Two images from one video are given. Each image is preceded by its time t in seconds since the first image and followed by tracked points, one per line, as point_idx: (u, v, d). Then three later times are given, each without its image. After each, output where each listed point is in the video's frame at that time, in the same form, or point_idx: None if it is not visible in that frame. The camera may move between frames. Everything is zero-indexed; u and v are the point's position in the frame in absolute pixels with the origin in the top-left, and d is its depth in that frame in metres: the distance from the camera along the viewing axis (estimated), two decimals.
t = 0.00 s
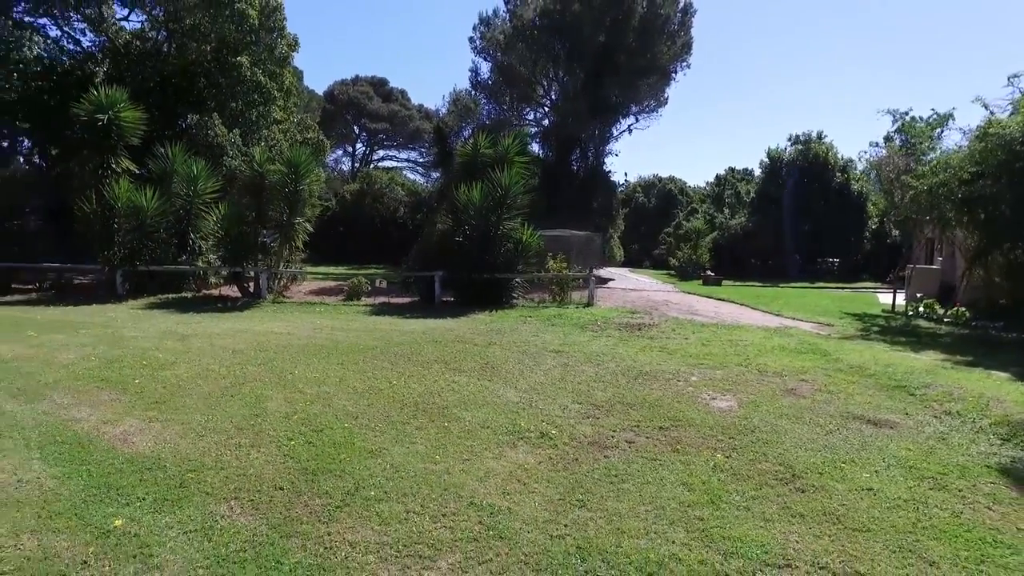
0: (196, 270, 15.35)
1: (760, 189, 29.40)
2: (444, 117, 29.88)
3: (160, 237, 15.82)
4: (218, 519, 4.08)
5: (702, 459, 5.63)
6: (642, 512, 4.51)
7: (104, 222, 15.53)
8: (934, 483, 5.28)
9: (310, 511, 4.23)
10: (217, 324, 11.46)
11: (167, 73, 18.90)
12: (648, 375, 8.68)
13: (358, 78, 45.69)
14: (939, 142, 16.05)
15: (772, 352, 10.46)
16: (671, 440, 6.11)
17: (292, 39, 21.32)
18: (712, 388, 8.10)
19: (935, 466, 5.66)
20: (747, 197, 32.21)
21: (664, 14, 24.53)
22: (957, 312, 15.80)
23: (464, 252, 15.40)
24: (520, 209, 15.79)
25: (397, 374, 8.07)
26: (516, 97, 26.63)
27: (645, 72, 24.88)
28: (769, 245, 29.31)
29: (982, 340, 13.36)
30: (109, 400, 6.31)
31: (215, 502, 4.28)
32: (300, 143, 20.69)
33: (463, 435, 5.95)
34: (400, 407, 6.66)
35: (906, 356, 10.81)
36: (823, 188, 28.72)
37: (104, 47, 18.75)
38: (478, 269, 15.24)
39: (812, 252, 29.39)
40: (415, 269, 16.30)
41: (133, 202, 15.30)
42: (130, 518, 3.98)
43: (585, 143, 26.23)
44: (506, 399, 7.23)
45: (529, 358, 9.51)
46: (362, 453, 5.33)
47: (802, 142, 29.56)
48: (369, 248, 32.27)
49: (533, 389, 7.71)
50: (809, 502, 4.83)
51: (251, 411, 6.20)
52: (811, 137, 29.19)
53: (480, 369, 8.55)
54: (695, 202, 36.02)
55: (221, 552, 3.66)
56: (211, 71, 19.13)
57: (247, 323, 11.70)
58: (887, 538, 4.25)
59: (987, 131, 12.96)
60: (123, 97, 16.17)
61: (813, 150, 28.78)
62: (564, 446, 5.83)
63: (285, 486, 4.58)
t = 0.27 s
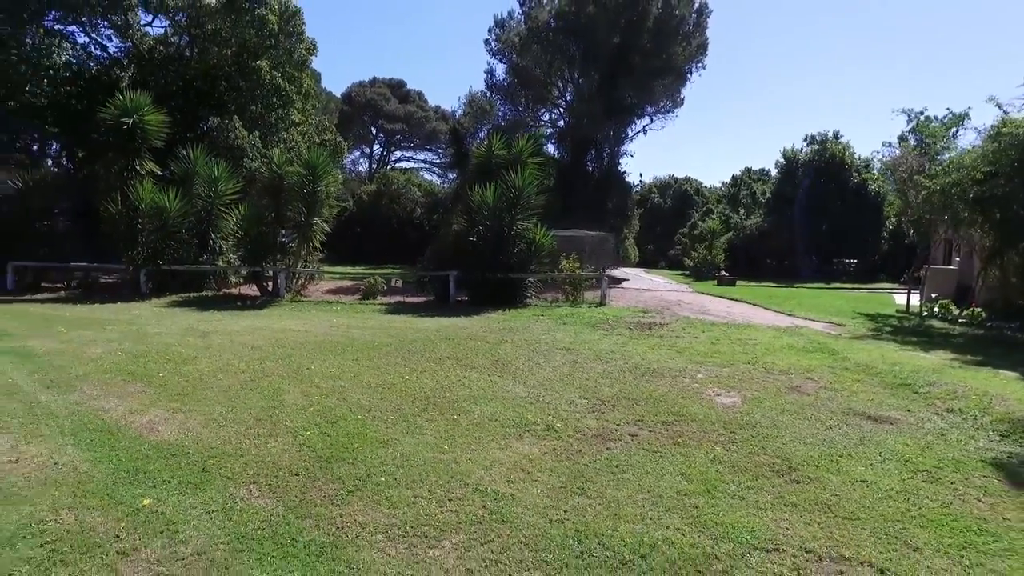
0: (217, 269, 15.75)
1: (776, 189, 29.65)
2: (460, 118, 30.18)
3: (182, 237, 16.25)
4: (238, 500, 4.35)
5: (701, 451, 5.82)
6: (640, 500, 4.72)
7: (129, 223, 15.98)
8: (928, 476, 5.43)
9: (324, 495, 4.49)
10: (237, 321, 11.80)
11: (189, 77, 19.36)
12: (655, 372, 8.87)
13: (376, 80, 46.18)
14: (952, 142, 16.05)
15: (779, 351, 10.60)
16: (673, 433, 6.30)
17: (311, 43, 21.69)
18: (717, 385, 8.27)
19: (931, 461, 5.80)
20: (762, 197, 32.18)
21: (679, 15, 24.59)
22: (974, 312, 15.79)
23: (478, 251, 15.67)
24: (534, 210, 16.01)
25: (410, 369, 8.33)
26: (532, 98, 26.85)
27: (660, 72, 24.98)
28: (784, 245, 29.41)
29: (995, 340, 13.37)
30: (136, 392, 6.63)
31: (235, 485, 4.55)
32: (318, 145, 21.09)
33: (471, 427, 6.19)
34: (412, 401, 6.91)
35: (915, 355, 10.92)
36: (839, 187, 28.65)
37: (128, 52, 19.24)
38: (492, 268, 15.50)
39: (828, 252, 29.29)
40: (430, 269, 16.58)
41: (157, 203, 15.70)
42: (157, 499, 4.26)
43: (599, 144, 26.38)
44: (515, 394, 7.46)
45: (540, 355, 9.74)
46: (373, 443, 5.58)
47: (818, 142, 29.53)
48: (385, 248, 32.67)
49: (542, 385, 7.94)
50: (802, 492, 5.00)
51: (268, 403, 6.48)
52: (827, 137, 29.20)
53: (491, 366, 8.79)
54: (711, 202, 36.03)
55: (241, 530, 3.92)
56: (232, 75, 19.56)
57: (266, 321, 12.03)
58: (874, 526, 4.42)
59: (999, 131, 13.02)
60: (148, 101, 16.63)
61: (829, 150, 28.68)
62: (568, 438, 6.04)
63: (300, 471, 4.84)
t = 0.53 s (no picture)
0: (233, 270, 16.09)
1: (788, 190, 29.77)
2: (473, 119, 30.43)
3: (200, 239, 16.62)
4: (253, 489, 4.58)
5: (700, 448, 5.98)
6: (637, 493, 4.90)
7: (148, 224, 16.35)
8: (922, 473, 5.57)
9: (334, 485, 4.71)
10: (253, 321, 12.08)
11: (207, 81, 19.73)
12: (660, 372, 9.03)
13: (389, 82, 46.57)
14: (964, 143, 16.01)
15: (785, 352, 10.71)
16: (674, 430, 6.47)
17: (325, 47, 22.00)
18: (721, 385, 8.41)
19: (926, 458, 5.93)
20: (775, 197, 32.11)
21: (690, 17, 24.54)
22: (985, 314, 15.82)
23: (489, 252, 15.88)
24: (544, 212, 16.19)
25: (420, 368, 8.55)
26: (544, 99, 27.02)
27: (671, 74, 25.07)
28: (795, 246, 29.60)
29: (1004, 341, 13.39)
30: (156, 388, 6.92)
31: (250, 476, 4.79)
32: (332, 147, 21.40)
33: (478, 423, 6.40)
34: (421, 398, 7.13)
35: (922, 356, 11.00)
36: (851, 188, 28.59)
37: (148, 57, 19.65)
38: (502, 269, 15.73)
39: (839, 253, 29.18)
40: (441, 270, 16.85)
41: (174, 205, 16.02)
42: (176, 487, 4.50)
43: (611, 146, 26.52)
44: (521, 392, 7.65)
45: (548, 355, 9.93)
46: (383, 438, 5.80)
47: (831, 142, 29.49)
48: (398, 249, 33.02)
49: (549, 383, 8.13)
50: (796, 487, 5.16)
51: (282, 399, 6.72)
52: (840, 137, 29.07)
53: (499, 365, 8.99)
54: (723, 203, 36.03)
55: (256, 517, 4.15)
56: (248, 78, 19.89)
57: (281, 320, 12.32)
58: (864, 519, 4.57)
59: (1008, 133, 13.05)
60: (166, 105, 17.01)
61: (842, 150, 28.59)
62: (571, 435, 6.23)
63: (312, 464, 5.07)
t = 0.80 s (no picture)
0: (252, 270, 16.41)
1: (805, 191, 29.53)
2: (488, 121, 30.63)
3: (219, 239, 16.97)
4: (269, 479, 4.80)
5: (703, 444, 6.12)
6: (638, 486, 5.06)
7: (169, 225, 16.74)
8: (921, 470, 5.67)
9: (346, 476, 4.92)
10: (270, 320, 12.36)
11: (226, 85, 20.11)
12: (668, 371, 9.16)
13: (406, 84, 46.95)
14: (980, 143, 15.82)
15: (795, 352, 10.78)
16: (678, 428, 6.61)
17: (342, 50, 22.32)
18: (728, 384, 8.52)
19: (927, 456, 6.01)
20: (791, 198, 31.93)
21: (705, 18, 24.61)
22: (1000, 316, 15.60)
23: (502, 252, 16.06)
24: (557, 212, 16.34)
25: (432, 366, 8.75)
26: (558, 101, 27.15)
27: (686, 75, 25.11)
28: (813, 247, 29.32)
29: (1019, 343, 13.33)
30: (177, 383, 7.19)
31: (266, 466, 5.01)
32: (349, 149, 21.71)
33: (486, 419, 6.58)
34: (431, 395, 7.32)
35: (933, 357, 11.02)
36: (869, 188, 28.45)
37: (169, 61, 20.08)
38: (515, 269, 15.90)
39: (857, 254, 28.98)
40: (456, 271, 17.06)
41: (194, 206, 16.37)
42: (196, 476, 4.73)
43: (626, 146, 26.59)
44: (530, 389, 7.82)
45: (558, 354, 10.09)
46: (394, 432, 6.00)
47: (848, 142, 29.32)
48: (415, 250, 33.34)
49: (557, 381, 8.29)
50: (795, 482, 5.29)
51: (298, 395, 6.95)
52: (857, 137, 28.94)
53: (509, 363, 9.17)
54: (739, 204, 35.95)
55: (272, 505, 4.37)
56: (266, 82, 20.24)
57: (298, 319, 12.59)
58: (858, 513, 4.69)
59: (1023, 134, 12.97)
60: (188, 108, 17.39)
61: (860, 150, 28.43)
62: (577, 431, 6.39)
63: (326, 456, 5.28)
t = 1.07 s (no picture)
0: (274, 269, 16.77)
1: (827, 191, 29.39)
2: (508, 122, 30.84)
3: (243, 240, 17.37)
4: (286, 468, 5.03)
5: (708, 441, 6.24)
6: (642, 480, 5.20)
7: (195, 226, 17.17)
8: (924, 468, 5.73)
9: (359, 467, 5.13)
10: (292, 318, 12.67)
11: (250, 89, 20.55)
12: (679, 370, 9.27)
13: (426, 86, 47.35)
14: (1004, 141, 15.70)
15: (808, 352, 10.82)
16: (684, 425, 6.73)
17: (363, 53, 22.67)
18: (738, 383, 8.61)
19: (931, 455, 6.08)
20: (812, 198, 31.74)
21: (725, 18, 24.60)
22: None
23: (519, 253, 16.24)
24: (573, 213, 16.49)
25: (447, 363, 8.96)
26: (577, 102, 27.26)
27: (705, 76, 25.10)
28: (834, 248, 29.11)
29: None
30: (201, 378, 7.47)
31: (284, 457, 5.24)
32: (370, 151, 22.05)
33: (497, 415, 6.76)
34: (445, 391, 7.52)
35: (949, 358, 11.00)
36: (892, 189, 28.25)
37: (196, 66, 20.57)
38: (532, 270, 16.06)
39: (879, 256, 28.74)
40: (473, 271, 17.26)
41: (219, 207, 16.78)
42: (216, 465, 4.97)
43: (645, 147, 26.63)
44: (541, 387, 7.99)
45: (571, 352, 10.25)
46: (406, 426, 6.20)
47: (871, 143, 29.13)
48: (434, 251, 33.67)
49: (569, 379, 8.45)
50: (796, 478, 5.39)
51: (315, 391, 7.19)
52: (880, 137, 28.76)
53: (522, 362, 9.34)
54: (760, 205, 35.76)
55: (288, 492, 4.59)
56: (289, 85, 20.65)
57: (318, 317, 12.88)
58: (856, 509, 4.79)
59: None
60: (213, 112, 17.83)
61: (883, 150, 28.27)
62: (585, 427, 6.54)
63: (340, 448, 5.50)
